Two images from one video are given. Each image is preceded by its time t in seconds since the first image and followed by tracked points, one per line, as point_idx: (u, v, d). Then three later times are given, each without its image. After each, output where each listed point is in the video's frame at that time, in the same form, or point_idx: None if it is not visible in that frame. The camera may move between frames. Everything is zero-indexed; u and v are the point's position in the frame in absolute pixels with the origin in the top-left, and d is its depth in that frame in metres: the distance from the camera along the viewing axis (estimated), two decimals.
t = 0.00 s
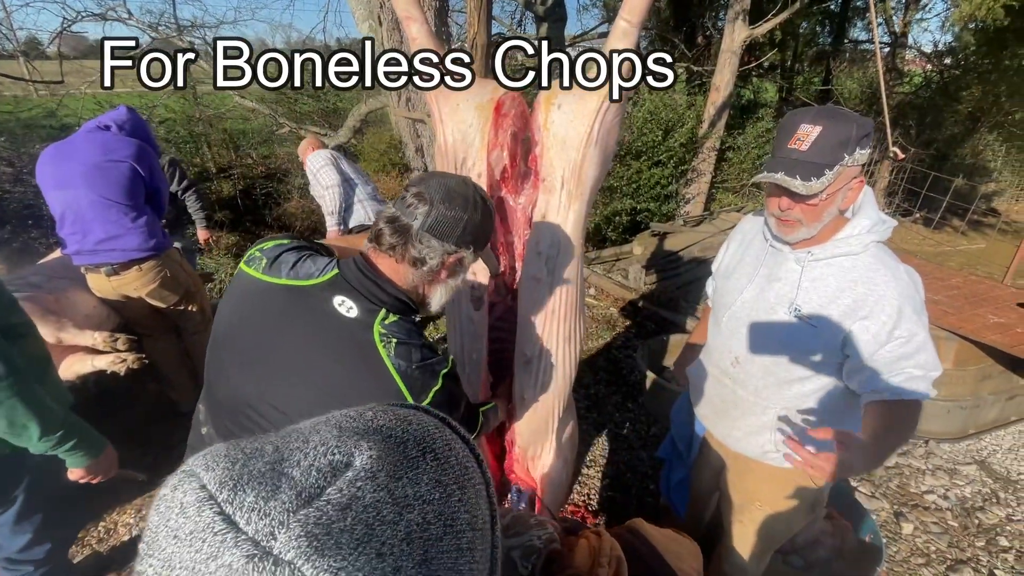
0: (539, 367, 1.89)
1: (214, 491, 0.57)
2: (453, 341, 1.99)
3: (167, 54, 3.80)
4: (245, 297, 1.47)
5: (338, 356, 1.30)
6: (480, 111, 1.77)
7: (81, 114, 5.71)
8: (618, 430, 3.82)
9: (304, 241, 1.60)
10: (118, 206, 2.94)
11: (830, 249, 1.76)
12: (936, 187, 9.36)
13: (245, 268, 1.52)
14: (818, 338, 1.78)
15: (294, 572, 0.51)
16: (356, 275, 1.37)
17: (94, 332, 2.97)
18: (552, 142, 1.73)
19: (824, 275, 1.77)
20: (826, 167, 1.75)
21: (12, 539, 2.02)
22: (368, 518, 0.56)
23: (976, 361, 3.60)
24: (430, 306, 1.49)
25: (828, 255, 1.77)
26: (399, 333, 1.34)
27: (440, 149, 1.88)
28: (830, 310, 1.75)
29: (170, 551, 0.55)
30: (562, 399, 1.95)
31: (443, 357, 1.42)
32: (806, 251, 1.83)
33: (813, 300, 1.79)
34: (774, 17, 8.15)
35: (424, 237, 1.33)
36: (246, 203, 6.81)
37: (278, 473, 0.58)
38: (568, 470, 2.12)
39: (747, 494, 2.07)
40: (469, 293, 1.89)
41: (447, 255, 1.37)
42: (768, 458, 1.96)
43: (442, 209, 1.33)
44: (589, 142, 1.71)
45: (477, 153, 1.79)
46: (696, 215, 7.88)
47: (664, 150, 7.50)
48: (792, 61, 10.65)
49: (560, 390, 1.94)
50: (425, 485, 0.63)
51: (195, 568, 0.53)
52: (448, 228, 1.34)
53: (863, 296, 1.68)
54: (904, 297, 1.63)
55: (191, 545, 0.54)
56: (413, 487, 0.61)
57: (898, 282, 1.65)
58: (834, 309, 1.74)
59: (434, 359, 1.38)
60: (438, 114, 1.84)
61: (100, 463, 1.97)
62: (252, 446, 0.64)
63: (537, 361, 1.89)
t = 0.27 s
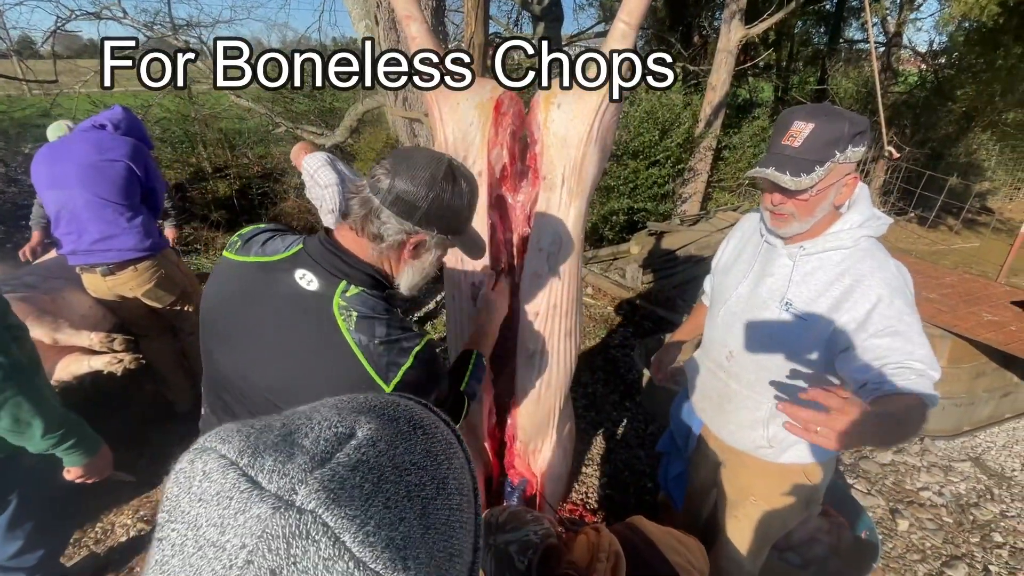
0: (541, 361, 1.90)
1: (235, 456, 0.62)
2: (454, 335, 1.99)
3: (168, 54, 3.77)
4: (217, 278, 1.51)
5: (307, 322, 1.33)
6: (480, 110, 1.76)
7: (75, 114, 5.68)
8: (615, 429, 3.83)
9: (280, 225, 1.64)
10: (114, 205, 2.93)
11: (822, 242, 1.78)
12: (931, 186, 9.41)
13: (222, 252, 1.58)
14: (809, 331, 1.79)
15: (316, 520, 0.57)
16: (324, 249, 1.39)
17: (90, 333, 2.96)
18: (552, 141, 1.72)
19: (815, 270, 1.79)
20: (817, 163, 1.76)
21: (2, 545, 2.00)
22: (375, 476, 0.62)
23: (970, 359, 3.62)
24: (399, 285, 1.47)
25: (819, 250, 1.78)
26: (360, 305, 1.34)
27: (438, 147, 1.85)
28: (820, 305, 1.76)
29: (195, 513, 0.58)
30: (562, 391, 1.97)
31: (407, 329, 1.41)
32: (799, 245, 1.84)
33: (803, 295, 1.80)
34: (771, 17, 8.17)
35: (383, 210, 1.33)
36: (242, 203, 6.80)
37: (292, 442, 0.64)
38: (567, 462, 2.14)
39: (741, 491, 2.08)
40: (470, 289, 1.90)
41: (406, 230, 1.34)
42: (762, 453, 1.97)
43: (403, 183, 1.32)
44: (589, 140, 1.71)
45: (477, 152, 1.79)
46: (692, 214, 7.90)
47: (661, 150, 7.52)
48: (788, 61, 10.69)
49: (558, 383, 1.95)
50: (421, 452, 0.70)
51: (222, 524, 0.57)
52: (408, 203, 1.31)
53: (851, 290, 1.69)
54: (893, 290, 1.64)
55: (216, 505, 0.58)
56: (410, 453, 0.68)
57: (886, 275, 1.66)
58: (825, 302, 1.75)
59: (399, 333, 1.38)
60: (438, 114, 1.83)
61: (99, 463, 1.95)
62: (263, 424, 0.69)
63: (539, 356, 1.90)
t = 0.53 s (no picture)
0: (544, 360, 1.90)
1: (232, 434, 0.67)
2: (455, 336, 1.95)
3: (168, 54, 3.76)
4: (185, 283, 1.58)
5: (255, 327, 1.38)
6: (481, 109, 1.73)
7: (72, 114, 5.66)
8: (614, 428, 3.84)
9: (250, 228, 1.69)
10: (111, 206, 2.92)
11: (817, 243, 1.78)
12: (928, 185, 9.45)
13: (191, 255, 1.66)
14: (804, 329, 1.80)
15: (311, 485, 0.62)
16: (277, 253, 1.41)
17: (89, 333, 2.95)
18: (553, 140, 1.72)
19: (810, 269, 1.79)
20: (807, 159, 1.77)
21: None
22: (362, 449, 0.68)
23: (967, 357, 3.64)
24: (355, 287, 1.49)
25: (813, 250, 1.79)
26: (298, 311, 1.36)
27: (437, 147, 1.80)
28: (815, 304, 1.77)
29: (197, 486, 0.63)
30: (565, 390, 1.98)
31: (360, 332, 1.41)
32: (795, 244, 1.85)
33: (797, 294, 1.82)
34: (768, 17, 8.19)
35: (328, 208, 1.33)
36: (240, 203, 6.78)
37: (283, 421, 0.69)
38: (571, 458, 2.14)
39: (739, 488, 2.09)
40: (475, 288, 1.86)
41: (352, 230, 1.34)
42: (757, 450, 1.98)
43: (350, 175, 1.29)
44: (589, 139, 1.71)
45: (478, 151, 1.75)
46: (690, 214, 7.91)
47: (659, 149, 7.53)
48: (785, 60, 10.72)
49: (562, 381, 1.96)
50: (401, 431, 0.76)
51: (222, 494, 0.62)
52: (353, 198, 1.29)
53: (843, 290, 1.70)
54: (885, 292, 1.65)
55: (215, 478, 0.63)
56: (392, 431, 0.75)
57: (878, 279, 1.67)
58: (818, 302, 1.76)
59: (348, 336, 1.38)
60: (438, 113, 1.78)
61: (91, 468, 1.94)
62: (254, 408, 0.74)
63: (544, 354, 1.90)
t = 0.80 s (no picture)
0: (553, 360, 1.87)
1: (248, 395, 0.77)
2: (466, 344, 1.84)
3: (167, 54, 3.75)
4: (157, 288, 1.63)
5: (194, 343, 1.38)
6: (480, 110, 1.68)
7: (70, 114, 5.65)
8: (614, 428, 3.83)
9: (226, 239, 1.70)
10: (110, 206, 2.91)
11: (822, 245, 1.78)
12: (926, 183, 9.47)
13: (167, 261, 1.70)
14: (809, 330, 1.80)
15: (317, 431, 0.70)
16: (239, 263, 1.43)
17: (88, 334, 2.94)
18: (553, 139, 1.70)
19: (817, 270, 1.78)
20: (810, 159, 1.77)
21: None
22: (359, 411, 0.78)
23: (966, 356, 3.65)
24: (320, 306, 1.45)
25: (819, 251, 1.78)
26: (235, 328, 1.35)
27: (435, 150, 1.73)
28: (822, 305, 1.76)
29: (211, 434, 0.71)
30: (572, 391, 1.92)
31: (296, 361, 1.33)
32: (799, 246, 1.85)
33: (805, 296, 1.80)
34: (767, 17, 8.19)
35: (286, 223, 1.28)
36: (238, 204, 6.78)
37: (292, 391, 0.79)
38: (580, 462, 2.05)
39: (742, 487, 2.08)
40: (480, 291, 1.80)
41: (313, 250, 1.29)
42: (763, 449, 1.98)
43: (311, 185, 1.24)
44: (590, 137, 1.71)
45: (478, 153, 1.70)
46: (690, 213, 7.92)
47: (658, 150, 7.54)
48: (783, 60, 10.72)
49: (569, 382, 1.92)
50: (396, 408, 0.85)
51: (235, 438, 0.69)
52: (315, 211, 1.23)
53: (854, 293, 1.70)
54: (895, 293, 1.66)
55: (228, 428, 0.71)
56: (388, 406, 0.84)
57: (890, 281, 1.67)
58: (826, 305, 1.75)
59: (279, 365, 1.31)
60: (434, 115, 1.71)
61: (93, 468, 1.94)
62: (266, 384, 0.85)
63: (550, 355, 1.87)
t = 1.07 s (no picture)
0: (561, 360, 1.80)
1: (242, 393, 0.79)
2: (466, 350, 1.77)
3: (166, 54, 3.75)
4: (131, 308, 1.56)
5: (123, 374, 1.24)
6: (479, 111, 1.66)
7: (72, 116, 5.67)
8: (615, 428, 3.83)
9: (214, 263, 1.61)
10: (112, 206, 2.92)
11: (824, 241, 1.78)
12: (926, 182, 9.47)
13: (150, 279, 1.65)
14: (811, 329, 1.80)
15: (299, 436, 0.71)
16: (190, 294, 1.30)
17: (88, 335, 2.95)
18: (554, 139, 1.69)
19: (819, 268, 1.78)
20: (814, 157, 1.77)
21: None
22: (350, 418, 0.76)
23: (968, 355, 3.64)
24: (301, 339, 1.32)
25: (821, 248, 1.78)
26: (160, 365, 1.19)
27: (434, 151, 1.70)
28: (826, 303, 1.76)
29: (202, 429, 0.74)
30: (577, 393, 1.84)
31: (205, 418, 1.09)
32: (801, 244, 1.84)
33: (807, 294, 1.80)
34: (767, 16, 8.18)
35: (255, 255, 1.16)
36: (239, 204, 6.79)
37: (290, 392, 0.80)
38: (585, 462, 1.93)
39: (746, 486, 2.08)
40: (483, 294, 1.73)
41: (290, 282, 1.18)
42: (767, 449, 1.98)
43: (278, 205, 1.11)
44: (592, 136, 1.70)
45: (479, 154, 1.67)
46: (690, 213, 7.92)
47: (658, 149, 7.54)
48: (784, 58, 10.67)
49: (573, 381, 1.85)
50: (393, 419, 0.83)
51: (221, 437, 0.72)
52: (289, 238, 1.12)
53: (856, 289, 1.70)
54: (896, 287, 1.66)
55: (217, 426, 0.74)
56: (384, 416, 0.82)
57: (890, 276, 1.68)
58: (829, 303, 1.75)
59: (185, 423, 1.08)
60: (435, 116, 1.68)
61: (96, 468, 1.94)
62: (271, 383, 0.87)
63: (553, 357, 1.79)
